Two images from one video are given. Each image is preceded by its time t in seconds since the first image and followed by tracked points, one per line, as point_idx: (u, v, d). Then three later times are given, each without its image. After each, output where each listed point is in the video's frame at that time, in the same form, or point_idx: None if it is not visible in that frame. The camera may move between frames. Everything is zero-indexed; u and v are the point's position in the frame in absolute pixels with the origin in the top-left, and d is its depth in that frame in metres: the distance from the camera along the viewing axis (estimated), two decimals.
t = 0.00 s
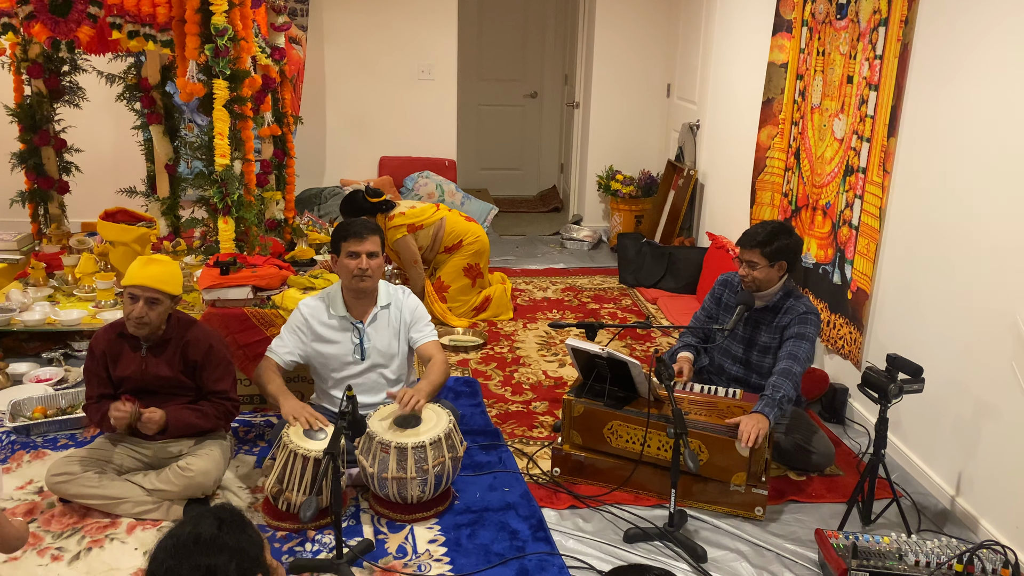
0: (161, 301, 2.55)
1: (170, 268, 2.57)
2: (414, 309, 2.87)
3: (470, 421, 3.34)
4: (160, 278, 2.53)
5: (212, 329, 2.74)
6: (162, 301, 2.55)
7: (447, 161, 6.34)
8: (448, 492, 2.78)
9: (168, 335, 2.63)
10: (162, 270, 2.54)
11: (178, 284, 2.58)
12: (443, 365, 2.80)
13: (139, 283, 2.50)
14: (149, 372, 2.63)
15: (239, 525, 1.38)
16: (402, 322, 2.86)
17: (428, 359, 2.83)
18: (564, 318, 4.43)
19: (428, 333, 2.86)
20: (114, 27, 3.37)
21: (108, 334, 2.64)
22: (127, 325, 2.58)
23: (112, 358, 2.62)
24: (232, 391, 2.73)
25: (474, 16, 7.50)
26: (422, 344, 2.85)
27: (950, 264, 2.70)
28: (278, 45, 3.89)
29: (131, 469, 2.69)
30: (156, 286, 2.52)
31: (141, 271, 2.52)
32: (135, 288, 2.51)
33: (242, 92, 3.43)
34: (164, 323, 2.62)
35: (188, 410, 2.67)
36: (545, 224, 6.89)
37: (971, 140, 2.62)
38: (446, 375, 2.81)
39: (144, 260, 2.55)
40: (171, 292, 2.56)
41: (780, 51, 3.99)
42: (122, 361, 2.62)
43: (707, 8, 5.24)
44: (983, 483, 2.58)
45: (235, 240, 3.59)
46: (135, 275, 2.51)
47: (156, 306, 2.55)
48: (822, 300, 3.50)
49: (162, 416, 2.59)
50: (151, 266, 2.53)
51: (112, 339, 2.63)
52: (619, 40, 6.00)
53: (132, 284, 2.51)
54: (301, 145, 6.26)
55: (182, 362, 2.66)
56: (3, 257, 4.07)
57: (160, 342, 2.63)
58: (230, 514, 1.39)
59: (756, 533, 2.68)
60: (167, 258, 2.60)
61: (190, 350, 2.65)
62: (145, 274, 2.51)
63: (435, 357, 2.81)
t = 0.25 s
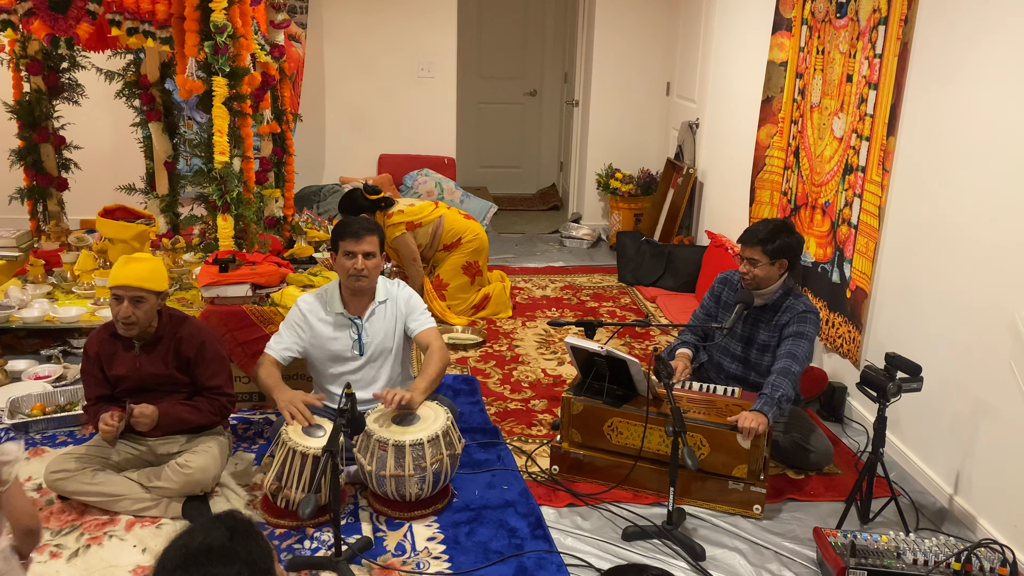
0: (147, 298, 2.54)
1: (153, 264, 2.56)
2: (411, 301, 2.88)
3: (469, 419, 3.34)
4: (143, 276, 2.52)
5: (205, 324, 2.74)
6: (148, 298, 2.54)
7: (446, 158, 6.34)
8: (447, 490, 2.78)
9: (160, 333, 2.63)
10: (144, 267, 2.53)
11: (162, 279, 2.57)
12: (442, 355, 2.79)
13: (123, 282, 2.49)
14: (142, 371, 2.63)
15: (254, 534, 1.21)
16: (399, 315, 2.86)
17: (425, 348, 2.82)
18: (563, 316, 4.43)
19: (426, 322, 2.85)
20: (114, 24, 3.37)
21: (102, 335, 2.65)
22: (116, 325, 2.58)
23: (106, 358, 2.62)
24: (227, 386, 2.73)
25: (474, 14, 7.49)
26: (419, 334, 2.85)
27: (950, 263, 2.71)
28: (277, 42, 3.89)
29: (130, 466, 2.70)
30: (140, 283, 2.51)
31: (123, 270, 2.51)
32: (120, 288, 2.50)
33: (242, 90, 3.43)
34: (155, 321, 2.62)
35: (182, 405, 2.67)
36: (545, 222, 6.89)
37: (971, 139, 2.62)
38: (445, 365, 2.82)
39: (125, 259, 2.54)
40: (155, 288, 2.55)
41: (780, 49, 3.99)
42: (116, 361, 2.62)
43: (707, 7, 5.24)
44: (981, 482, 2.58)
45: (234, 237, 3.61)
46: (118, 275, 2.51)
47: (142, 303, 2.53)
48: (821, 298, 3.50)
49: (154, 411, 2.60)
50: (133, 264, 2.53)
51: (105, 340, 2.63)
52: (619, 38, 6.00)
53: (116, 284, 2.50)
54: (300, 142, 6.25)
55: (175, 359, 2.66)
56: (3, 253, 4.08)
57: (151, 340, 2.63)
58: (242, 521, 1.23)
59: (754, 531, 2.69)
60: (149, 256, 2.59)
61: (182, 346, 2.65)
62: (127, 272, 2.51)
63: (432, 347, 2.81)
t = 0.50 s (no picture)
0: (135, 291, 2.54)
1: (138, 257, 2.56)
2: (412, 302, 2.87)
3: (469, 417, 3.34)
4: (130, 267, 2.52)
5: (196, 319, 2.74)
6: (136, 291, 2.54)
7: (446, 156, 6.34)
8: (447, 488, 2.78)
9: (154, 328, 2.63)
10: (130, 259, 2.53)
11: (149, 270, 2.57)
12: (443, 357, 2.79)
13: (110, 275, 2.49)
14: (137, 367, 2.63)
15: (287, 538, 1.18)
16: (399, 315, 2.86)
17: (428, 352, 2.82)
18: (563, 314, 4.43)
19: (428, 325, 2.85)
20: (114, 22, 3.37)
21: (96, 333, 2.64)
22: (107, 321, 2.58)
23: (101, 356, 2.62)
24: (222, 381, 2.73)
25: (474, 12, 7.49)
26: (422, 337, 2.85)
27: (950, 262, 2.70)
28: (277, 39, 3.89)
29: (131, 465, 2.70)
30: (127, 275, 2.51)
31: (109, 264, 2.51)
32: (108, 282, 2.50)
33: (242, 88, 3.42)
34: (147, 316, 2.62)
35: (177, 401, 2.67)
36: (545, 220, 6.89)
37: (971, 137, 2.62)
38: (447, 369, 2.80)
39: (110, 254, 2.54)
40: (143, 280, 2.54)
41: (780, 47, 3.99)
42: (110, 359, 2.62)
43: (707, 5, 5.24)
44: (980, 481, 2.59)
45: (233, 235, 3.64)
46: (105, 269, 2.51)
47: (130, 296, 2.53)
48: (821, 296, 3.50)
49: (149, 408, 2.60)
50: (118, 258, 2.53)
51: (100, 337, 2.63)
52: (619, 36, 5.99)
53: (103, 279, 2.50)
54: (300, 140, 6.25)
55: (169, 354, 2.66)
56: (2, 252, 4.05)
57: (145, 336, 2.63)
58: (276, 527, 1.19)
59: (754, 529, 2.69)
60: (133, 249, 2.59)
61: (176, 342, 2.65)
62: (114, 266, 2.51)
63: (437, 352, 2.81)
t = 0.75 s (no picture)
0: (134, 292, 2.53)
1: (131, 258, 2.55)
2: (411, 296, 2.88)
3: (469, 415, 3.34)
4: (124, 270, 2.51)
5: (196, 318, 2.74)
6: (134, 291, 2.53)
7: (446, 154, 6.33)
8: (447, 486, 2.78)
9: (154, 327, 2.62)
10: (122, 261, 2.53)
11: (142, 270, 2.56)
12: (445, 348, 2.79)
13: (104, 280, 2.49)
14: (138, 366, 2.63)
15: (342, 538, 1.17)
16: (399, 311, 2.86)
17: (430, 344, 2.84)
18: (563, 312, 4.43)
19: (428, 318, 2.86)
20: (113, 20, 3.36)
21: (95, 333, 2.64)
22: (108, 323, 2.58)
23: (102, 355, 2.62)
24: (222, 380, 2.74)
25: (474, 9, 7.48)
26: (422, 330, 2.86)
27: (951, 259, 2.70)
28: (277, 37, 3.88)
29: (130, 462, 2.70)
30: (121, 277, 2.50)
31: (103, 269, 2.51)
32: (103, 287, 2.50)
33: (241, 85, 3.42)
34: (148, 316, 2.61)
35: (176, 402, 2.67)
36: (545, 218, 6.88)
37: (971, 134, 2.62)
38: (448, 360, 2.82)
39: (103, 259, 2.54)
40: (138, 280, 2.54)
41: (780, 45, 3.98)
42: (111, 358, 2.62)
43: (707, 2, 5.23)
44: (980, 478, 2.59)
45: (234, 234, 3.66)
46: (99, 274, 2.50)
47: (129, 297, 2.52)
48: (822, 294, 3.50)
49: (150, 411, 2.61)
50: (111, 261, 2.52)
51: (99, 337, 2.63)
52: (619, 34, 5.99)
53: (100, 284, 2.50)
54: (300, 138, 6.25)
55: (171, 353, 2.66)
56: (3, 249, 4.09)
57: (146, 336, 2.62)
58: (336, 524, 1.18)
59: (754, 526, 2.69)
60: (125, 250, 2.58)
61: (177, 341, 2.65)
62: (108, 269, 2.50)
63: (438, 342, 2.83)
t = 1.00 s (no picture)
0: (142, 291, 2.53)
1: (144, 256, 2.55)
2: (408, 294, 2.88)
3: (470, 413, 3.34)
4: (135, 268, 2.51)
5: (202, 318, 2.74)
6: (143, 289, 2.53)
7: (446, 152, 6.33)
8: (447, 484, 2.78)
9: (159, 327, 2.62)
10: (135, 258, 2.52)
11: (154, 269, 2.56)
12: (438, 348, 2.78)
13: (115, 275, 2.49)
14: (141, 365, 2.62)
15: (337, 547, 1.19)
16: (397, 308, 2.86)
17: (424, 343, 2.82)
18: (563, 310, 4.43)
19: (423, 316, 2.86)
20: (112, 18, 3.36)
21: (99, 330, 2.64)
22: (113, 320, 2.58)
23: (105, 353, 2.62)
24: (228, 381, 2.73)
25: (473, 7, 7.47)
26: (417, 327, 2.85)
27: (951, 257, 2.70)
28: (276, 35, 3.87)
29: (130, 460, 2.70)
30: (132, 275, 2.50)
31: (114, 264, 2.50)
32: (113, 282, 2.50)
33: (241, 84, 3.41)
34: (153, 315, 2.61)
35: (181, 403, 2.67)
36: (545, 216, 6.88)
37: (972, 132, 2.61)
38: (443, 361, 2.80)
39: (115, 253, 2.53)
40: (148, 279, 2.53)
41: (780, 42, 3.98)
42: (114, 356, 2.62)
43: None
44: (981, 476, 2.58)
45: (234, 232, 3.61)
46: (110, 269, 2.50)
47: (137, 295, 2.52)
48: (822, 291, 3.50)
49: (155, 412, 2.62)
50: (123, 257, 2.52)
51: (103, 335, 2.63)
52: (619, 31, 5.98)
53: (109, 279, 2.50)
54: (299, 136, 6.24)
55: (174, 353, 2.66)
56: (3, 249, 4.07)
57: (150, 335, 2.62)
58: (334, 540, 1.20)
59: (755, 524, 2.69)
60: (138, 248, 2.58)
61: (181, 341, 2.64)
62: (120, 265, 2.50)
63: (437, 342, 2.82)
